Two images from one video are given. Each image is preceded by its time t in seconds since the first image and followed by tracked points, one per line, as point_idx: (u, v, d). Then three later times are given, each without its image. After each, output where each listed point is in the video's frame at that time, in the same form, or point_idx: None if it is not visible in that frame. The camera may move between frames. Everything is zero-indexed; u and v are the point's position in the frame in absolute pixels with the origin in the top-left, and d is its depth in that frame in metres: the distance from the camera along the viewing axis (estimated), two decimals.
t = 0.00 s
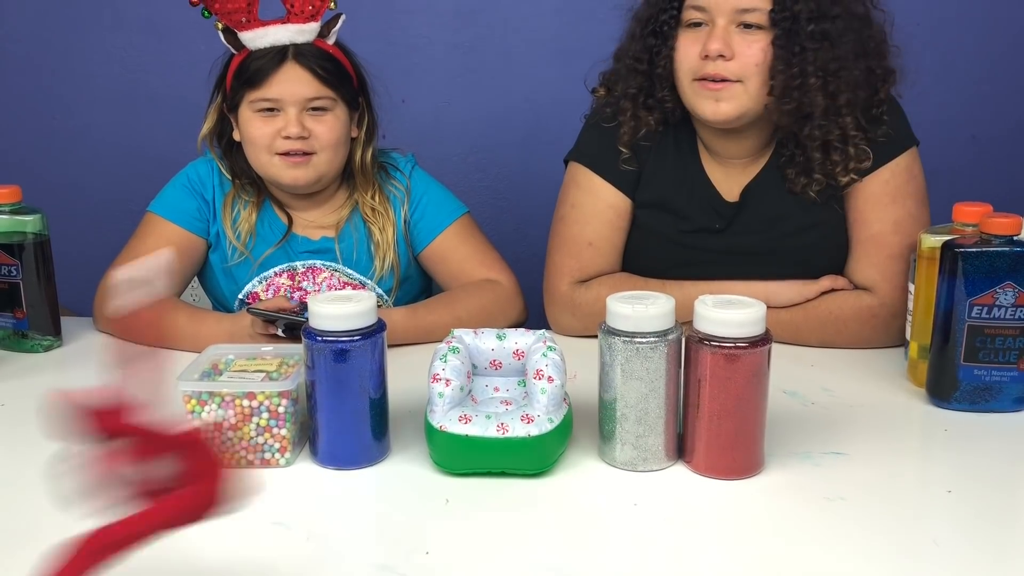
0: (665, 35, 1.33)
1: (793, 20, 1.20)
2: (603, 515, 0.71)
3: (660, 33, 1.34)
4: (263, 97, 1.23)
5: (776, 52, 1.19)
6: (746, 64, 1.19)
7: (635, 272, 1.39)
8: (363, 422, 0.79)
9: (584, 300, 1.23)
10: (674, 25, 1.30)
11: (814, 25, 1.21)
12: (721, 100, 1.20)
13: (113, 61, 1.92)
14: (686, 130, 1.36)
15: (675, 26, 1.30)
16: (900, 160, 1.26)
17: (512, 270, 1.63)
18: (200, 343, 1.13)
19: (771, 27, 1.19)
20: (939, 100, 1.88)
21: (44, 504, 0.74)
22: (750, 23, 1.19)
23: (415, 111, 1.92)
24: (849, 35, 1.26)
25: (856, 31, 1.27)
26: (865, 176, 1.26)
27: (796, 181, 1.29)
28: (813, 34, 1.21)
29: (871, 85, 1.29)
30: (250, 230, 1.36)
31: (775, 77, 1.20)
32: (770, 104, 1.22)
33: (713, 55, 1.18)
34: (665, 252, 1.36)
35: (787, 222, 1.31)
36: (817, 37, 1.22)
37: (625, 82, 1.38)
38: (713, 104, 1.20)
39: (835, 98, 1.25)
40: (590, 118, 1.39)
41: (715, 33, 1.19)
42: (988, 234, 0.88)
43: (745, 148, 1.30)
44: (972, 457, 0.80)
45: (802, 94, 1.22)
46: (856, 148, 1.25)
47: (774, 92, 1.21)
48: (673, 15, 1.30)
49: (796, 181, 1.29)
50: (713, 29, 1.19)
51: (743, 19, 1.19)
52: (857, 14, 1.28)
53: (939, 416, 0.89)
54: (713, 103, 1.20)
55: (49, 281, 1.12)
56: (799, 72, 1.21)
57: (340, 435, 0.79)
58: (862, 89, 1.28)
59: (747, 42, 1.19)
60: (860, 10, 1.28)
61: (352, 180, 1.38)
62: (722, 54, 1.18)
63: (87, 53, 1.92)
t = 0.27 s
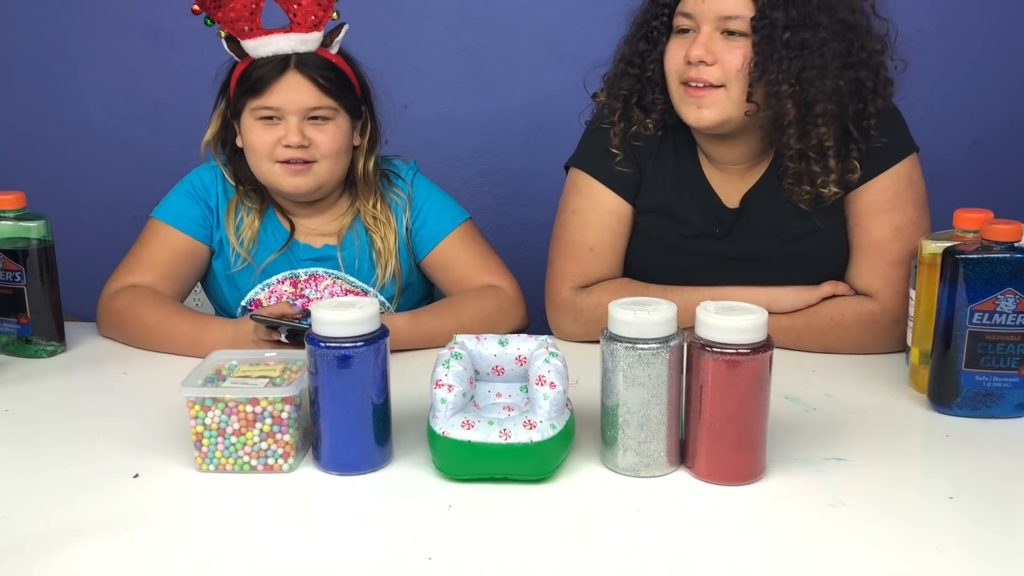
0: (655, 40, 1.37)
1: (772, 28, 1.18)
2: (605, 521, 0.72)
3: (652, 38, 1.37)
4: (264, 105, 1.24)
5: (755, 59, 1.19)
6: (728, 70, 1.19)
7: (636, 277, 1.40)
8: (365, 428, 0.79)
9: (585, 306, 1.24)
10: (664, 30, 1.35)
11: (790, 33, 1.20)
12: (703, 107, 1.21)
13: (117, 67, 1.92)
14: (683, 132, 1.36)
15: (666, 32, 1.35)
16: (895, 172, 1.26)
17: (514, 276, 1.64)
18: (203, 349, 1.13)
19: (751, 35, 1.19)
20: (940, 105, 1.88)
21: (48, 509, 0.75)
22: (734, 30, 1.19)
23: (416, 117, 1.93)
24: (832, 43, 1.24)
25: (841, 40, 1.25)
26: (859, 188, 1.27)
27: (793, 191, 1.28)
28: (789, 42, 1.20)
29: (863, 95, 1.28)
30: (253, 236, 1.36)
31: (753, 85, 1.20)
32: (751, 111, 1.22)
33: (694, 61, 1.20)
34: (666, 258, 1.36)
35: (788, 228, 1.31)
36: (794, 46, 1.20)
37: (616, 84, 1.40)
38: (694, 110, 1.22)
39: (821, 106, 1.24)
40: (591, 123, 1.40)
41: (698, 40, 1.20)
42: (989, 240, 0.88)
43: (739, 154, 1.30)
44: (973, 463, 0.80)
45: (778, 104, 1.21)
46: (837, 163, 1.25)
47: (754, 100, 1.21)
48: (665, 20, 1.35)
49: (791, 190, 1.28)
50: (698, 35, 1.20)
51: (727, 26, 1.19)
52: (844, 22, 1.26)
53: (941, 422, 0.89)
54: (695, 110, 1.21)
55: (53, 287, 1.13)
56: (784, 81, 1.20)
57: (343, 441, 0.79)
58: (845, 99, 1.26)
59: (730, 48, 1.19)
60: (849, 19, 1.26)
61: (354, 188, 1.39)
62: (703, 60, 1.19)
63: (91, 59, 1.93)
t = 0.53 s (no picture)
0: (659, 41, 1.37)
1: (778, 30, 1.18)
2: (606, 522, 0.71)
3: (655, 39, 1.37)
4: (265, 107, 1.24)
5: (761, 61, 1.18)
6: (734, 72, 1.19)
7: (638, 278, 1.39)
8: (366, 428, 0.79)
9: (586, 307, 1.24)
10: (668, 32, 1.35)
11: (796, 36, 1.19)
12: (708, 107, 1.21)
13: (118, 68, 1.92)
14: (686, 133, 1.36)
15: (670, 34, 1.35)
16: (897, 173, 1.26)
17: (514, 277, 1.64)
18: (204, 349, 1.13)
19: (757, 37, 1.19)
20: (941, 107, 1.88)
21: (49, 509, 0.75)
22: (740, 32, 1.19)
23: (417, 118, 1.93)
24: (837, 46, 1.24)
25: (847, 43, 1.25)
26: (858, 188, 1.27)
27: (797, 193, 1.28)
28: (795, 45, 1.20)
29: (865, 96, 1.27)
30: (254, 237, 1.36)
31: (759, 88, 1.19)
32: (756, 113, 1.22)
33: (700, 62, 1.20)
34: (668, 259, 1.36)
35: (790, 229, 1.31)
36: (800, 48, 1.20)
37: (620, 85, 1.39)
38: (699, 111, 1.21)
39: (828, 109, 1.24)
40: (593, 124, 1.40)
41: (704, 41, 1.20)
42: (992, 242, 0.88)
43: (742, 156, 1.30)
44: (976, 464, 0.80)
45: (784, 106, 1.21)
46: (842, 164, 1.25)
47: (759, 102, 1.20)
48: (669, 21, 1.35)
49: (796, 193, 1.28)
50: (703, 37, 1.20)
51: (733, 27, 1.19)
52: (850, 25, 1.25)
53: (943, 423, 0.89)
54: (700, 111, 1.21)
55: (54, 287, 1.13)
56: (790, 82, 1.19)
57: (344, 441, 0.79)
58: (851, 103, 1.26)
59: (736, 49, 1.19)
60: (854, 22, 1.26)
61: (355, 190, 1.38)
62: (708, 61, 1.19)
63: (92, 59, 1.93)
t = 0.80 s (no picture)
0: (672, 38, 1.37)
1: (803, 28, 1.21)
2: (605, 519, 0.71)
3: (667, 36, 1.37)
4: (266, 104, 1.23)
5: (786, 59, 1.21)
6: (755, 70, 1.21)
7: (639, 276, 1.38)
8: (365, 425, 0.79)
9: (586, 305, 1.24)
10: (682, 29, 1.35)
11: (823, 34, 1.23)
12: (728, 115, 1.22)
13: (117, 66, 1.92)
14: (690, 136, 1.36)
15: (684, 30, 1.35)
16: (898, 170, 1.26)
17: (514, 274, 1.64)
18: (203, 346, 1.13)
19: (780, 35, 1.21)
20: (941, 107, 1.88)
21: (48, 506, 0.75)
22: (761, 30, 1.21)
23: (417, 116, 1.93)
24: (857, 46, 1.27)
25: (864, 44, 1.28)
26: (867, 183, 1.26)
27: (799, 189, 1.29)
28: (822, 43, 1.23)
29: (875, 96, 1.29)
30: (254, 233, 1.36)
31: (782, 85, 1.22)
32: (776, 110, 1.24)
33: (721, 60, 1.21)
34: (668, 258, 1.35)
35: (791, 228, 1.31)
36: (825, 47, 1.23)
37: (629, 84, 1.40)
38: (719, 119, 1.23)
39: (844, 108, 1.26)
40: (593, 122, 1.40)
41: (724, 38, 1.21)
42: (992, 240, 0.88)
43: (750, 154, 1.30)
44: (975, 462, 0.80)
45: (808, 103, 1.23)
46: (855, 160, 1.26)
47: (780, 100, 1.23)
48: (682, 18, 1.35)
49: (799, 189, 1.29)
50: (723, 34, 1.21)
51: (754, 25, 1.21)
52: (866, 26, 1.29)
53: (942, 421, 0.89)
54: (719, 117, 1.23)
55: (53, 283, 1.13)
56: (813, 79, 1.22)
57: (343, 438, 0.79)
58: (870, 101, 1.29)
59: (757, 47, 1.20)
60: (869, 23, 1.29)
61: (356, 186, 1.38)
62: (730, 59, 1.20)
63: (91, 57, 1.92)
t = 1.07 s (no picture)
0: (682, 33, 1.28)
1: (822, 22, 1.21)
2: (602, 514, 0.71)
3: (677, 31, 1.29)
4: (264, 97, 1.23)
5: (801, 54, 1.20)
6: (770, 65, 1.19)
7: (635, 272, 1.39)
8: (361, 420, 0.79)
9: (583, 300, 1.23)
10: (692, 24, 1.26)
11: (840, 29, 1.23)
12: (742, 103, 1.20)
13: (114, 60, 1.92)
14: (689, 135, 1.35)
15: (694, 25, 1.26)
16: (895, 165, 1.26)
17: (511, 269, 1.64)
18: (199, 341, 1.13)
19: (796, 30, 1.20)
20: (940, 101, 1.88)
21: (43, 500, 0.74)
22: (774, 24, 1.20)
23: (414, 111, 1.92)
24: (867, 41, 1.28)
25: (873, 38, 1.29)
26: (869, 176, 1.26)
27: (799, 182, 1.29)
28: (840, 37, 1.23)
29: (880, 90, 1.29)
30: (250, 228, 1.36)
31: (800, 79, 1.21)
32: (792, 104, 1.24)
33: (737, 55, 1.18)
34: (666, 252, 1.35)
35: (788, 223, 1.31)
36: (842, 41, 1.24)
37: (638, 80, 1.35)
38: (733, 106, 1.20)
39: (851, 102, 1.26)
40: (592, 118, 1.39)
41: (738, 32, 1.19)
42: (989, 235, 0.88)
43: (748, 150, 1.30)
44: (972, 457, 0.80)
45: (825, 96, 1.24)
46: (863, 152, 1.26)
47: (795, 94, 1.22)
48: (692, 13, 1.26)
49: (797, 183, 1.29)
50: (736, 28, 1.19)
51: (767, 20, 1.19)
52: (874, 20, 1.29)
53: (939, 416, 0.89)
54: (733, 105, 1.20)
55: (48, 278, 1.12)
56: (824, 74, 1.22)
57: (339, 432, 0.79)
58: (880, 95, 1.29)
59: (772, 42, 1.19)
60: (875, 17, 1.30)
61: (352, 178, 1.38)
62: (746, 54, 1.18)
63: (87, 52, 1.92)
